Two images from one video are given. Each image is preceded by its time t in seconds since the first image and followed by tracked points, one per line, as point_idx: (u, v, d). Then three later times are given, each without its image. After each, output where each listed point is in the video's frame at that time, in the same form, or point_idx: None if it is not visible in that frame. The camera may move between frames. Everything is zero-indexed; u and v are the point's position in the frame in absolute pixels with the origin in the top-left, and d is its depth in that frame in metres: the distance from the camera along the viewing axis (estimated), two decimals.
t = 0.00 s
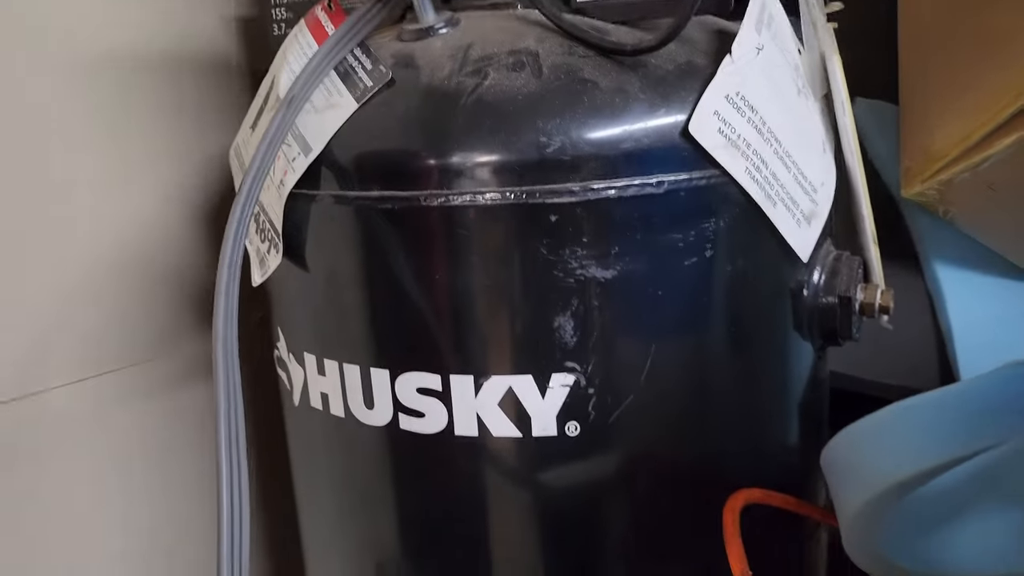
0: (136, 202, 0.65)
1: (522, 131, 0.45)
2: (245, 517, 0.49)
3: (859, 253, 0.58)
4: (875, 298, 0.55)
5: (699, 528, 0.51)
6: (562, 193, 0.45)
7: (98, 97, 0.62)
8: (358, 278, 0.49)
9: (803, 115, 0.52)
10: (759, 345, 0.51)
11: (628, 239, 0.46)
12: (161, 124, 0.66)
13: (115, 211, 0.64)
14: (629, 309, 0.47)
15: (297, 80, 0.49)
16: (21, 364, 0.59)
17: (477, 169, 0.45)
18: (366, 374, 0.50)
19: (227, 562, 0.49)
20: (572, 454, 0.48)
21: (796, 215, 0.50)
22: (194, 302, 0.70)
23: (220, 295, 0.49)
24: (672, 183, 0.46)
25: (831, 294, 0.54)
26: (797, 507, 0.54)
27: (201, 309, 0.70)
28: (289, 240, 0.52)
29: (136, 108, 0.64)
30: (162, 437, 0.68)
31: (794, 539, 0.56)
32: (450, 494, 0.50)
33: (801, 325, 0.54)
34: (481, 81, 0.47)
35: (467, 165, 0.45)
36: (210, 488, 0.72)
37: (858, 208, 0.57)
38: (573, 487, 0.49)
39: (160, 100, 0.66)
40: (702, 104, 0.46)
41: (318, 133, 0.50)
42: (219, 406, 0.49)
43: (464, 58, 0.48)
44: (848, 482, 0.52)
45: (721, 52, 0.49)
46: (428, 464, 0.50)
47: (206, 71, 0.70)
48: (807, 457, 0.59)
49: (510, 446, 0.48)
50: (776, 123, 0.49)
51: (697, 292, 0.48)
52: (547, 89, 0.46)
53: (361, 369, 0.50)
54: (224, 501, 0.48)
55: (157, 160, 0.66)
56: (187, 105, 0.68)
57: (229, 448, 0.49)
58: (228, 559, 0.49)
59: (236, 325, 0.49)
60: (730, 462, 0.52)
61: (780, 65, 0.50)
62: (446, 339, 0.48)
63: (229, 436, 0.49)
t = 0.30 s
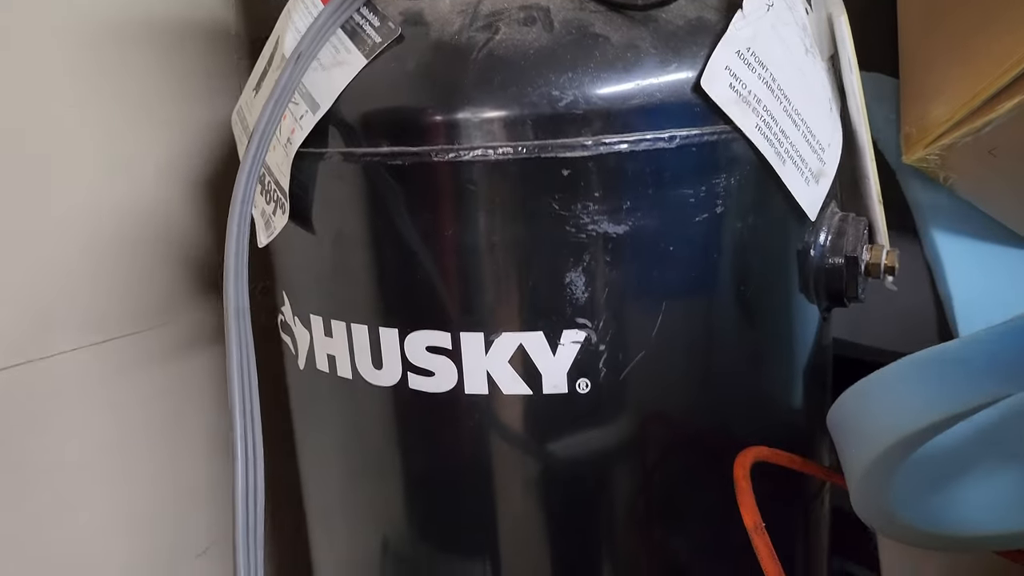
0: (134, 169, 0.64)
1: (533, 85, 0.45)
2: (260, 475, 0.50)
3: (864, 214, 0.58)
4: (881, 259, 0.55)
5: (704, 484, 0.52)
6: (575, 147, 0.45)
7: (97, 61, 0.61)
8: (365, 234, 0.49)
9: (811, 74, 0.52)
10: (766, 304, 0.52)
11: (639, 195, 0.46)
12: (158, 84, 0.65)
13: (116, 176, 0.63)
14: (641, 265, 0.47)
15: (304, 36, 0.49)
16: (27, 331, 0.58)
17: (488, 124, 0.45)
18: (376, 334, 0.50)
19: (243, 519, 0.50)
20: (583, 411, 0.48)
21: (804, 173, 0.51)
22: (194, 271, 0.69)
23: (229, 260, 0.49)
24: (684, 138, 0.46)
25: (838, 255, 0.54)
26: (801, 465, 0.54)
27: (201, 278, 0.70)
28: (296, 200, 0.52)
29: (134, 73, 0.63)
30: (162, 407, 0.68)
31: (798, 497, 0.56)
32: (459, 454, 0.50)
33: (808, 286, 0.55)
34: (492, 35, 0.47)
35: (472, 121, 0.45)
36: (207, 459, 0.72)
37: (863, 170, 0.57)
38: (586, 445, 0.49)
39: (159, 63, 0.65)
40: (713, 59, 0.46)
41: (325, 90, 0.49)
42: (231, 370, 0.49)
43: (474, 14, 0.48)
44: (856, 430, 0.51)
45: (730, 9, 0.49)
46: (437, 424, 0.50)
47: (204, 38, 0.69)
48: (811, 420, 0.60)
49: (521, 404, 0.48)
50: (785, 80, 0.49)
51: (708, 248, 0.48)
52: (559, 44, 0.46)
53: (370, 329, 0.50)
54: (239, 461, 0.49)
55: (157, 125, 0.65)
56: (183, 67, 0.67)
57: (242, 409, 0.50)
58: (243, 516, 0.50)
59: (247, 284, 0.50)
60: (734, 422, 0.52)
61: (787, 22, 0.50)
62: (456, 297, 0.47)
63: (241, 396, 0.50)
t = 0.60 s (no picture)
0: (128, 149, 0.63)
1: (539, 53, 0.44)
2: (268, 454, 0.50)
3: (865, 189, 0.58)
4: (882, 233, 0.55)
5: (707, 457, 0.52)
6: (580, 116, 0.44)
7: (89, 38, 0.60)
8: (368, 206, 0.49)
9: (813, 46, 0.51)
10: (769, 277, 0.51)
11: (644, 164, 0.45)
12: (154, 62, 0.64)
13: (110, 153, 0.62)
14: (646, 235, 0.46)
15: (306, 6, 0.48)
16: (20, 308, 0.57)
17: (491, 93, 0.44)
18: (378, 308, 0.49)
19: (251, 499, 0.50)
20: (588, 384, 0.48)
21: (807, 145, 0.50)
22: (193, 252, 0.69)
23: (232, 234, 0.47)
24: (689, 107, 0.46)
25: (839, 229, 0.54)
26: (804, 438, 0.54)
27: (199, 259, 0.69)
28: (297, 174, 0.51)
29: (128, 52, 0.63)
30: (160, 388, 0.67)
31: (800, 472, 0.56)
32: (465, 429, 0.50)
33: (810, 260, 0.55)
34: (497, 3, 0.46)
35: (476, 90, 0.44)
36: (204, 443, 0.72)
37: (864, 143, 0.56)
38: (590, 418, 0.48)
39: (155, 39, 0.64)
40: (718, 28, 0.46)
41: (327, 61, 0.49)
42: (238, 342, 0.49)
43: None
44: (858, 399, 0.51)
45: None
46: (443, 399, 0.50)
47: (199, 16, 0.68)
48: (813, 397, 0.60)
49: (527, 378, 0.48)
50: (788, 50, 0.49)
51: (712, 219, 0.48)
52: (564, 12, 0.45)
53: (373, 303, 0.50)
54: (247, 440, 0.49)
55: (153, 102, 0.65)
56: (180, 44, 0.66)
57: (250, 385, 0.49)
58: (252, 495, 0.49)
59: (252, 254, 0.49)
60: (737, 397, 0.52)
61: None
62: (461, 269, 0.47)
63: (247, 373, 0.49)
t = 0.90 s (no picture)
0: (119, 169, 0.63)
1: (535, 78, 0.44)
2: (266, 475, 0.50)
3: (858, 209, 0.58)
4: (875, 252, 0.56)
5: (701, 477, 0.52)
6: (576, 140, 0.44)
7: (79, 60, 0.60)
8: (365, 228, 0.49)
9: (807, 68, 0.52)
10: (763, 298, 0.52)
11: (640, 188, 0.46)
12: (149, 80, 0.65)
13: (102, 172, 0.62)
14: (641, 259, 0.47)
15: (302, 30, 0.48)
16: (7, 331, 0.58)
17: (485, 117, 0.45)
18: (375, 331, 0.50)
19: (249, 521, 0.49)
20: (584, 406, 0.48)
21: (800, 166, 0.51)
22: (186, 269, 0.69)
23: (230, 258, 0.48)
24: (684, 131, 0.46)
25: (832, 249, 0.55)
26: (798, 458, 0.54)
27: (192, 276, 0.69)
28: (293, 196, 0.51)
29: (120, 72, 0.63)
30: (155, 405, 0.67)
31: (795, 490, 0.57)
32: (461, 452, 0.50)
33: (803, 280, 0.55)
34: (493, 27, 0.46)
35: (471, 114, 0.45)
36: (200, 461, 0.72)
37: (857, 164, 0.57)
38: (586, 441, 0.49)
39: (150, 57, 0.65)
40: (713, 51, 0.46)
41: (323, 84, 0.49)
42: (236, 367, 0.48)
43: (474, 7, 0.48)
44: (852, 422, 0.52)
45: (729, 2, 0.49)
46: (439, 421, 0.50)
47: (194, 34, 0.68)
48: (807, 414, 0.60)
49: (521, 400, 0.48)
50: (782, 73, 0.49)
51: (706, 241, 0.48)
52: (560, 36, 0.45)
53: (369, 326, 0.50)
54: (244, 461, 0.49)
55: (147, 120, 0.65)
56: (176, 61, 0.66)
57: (248, 411, 0.49)
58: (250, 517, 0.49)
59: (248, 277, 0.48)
60: (732, 418, 0.52)
61: (784, 16, 0.50)
62: (458, 293, 0.47)
63: (244, 396, 0.49)
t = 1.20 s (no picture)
0: (112, 207, 0.64)
1: (521, 127, 0.45)
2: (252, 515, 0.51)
3: (843, 246, 0.59)
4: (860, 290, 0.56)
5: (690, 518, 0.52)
6: (562, 189, 0.45)
7: (74, 100, 0.61)
8: (354, 273, 0.49)
9: (792, 111, 0.52)
10: (750, 339, 0.52)
11: (626, 235, 0.46)
12: (142, 115, 0.65)
13: (97, 209, 0.63)
14: (628, 305, 0.47)
15: (290, 77, 0.49)
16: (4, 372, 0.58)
17: (472, 166, 0.45)
18: (365, 375, 0.50)
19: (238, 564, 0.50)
20: (572, 450, 0.48)
21: (786, 208, 0.51)
22: (180, 302, 0.69)
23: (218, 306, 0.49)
24: (669, 178, 0.46)
25: (818, 287, 0.55)
26: (785, 496, 0.55)
27: (186, 310, 0.70)
28: (282, 240, 0.52)
29: (112, 110, 0.63)
30: (150, 439, 0.68)
31: (783, 527, 0.57)
32: (451, 495, 0.50)
33: (789, 318, 0.55)
34: (479, 76, 0.47)
35: (459, 162, 0.45)
36: (194, 494, 0.72)
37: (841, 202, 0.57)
38: (574, 485, 0.49)
39: (143, 93, 0.65)
40: (698, 98, 0.47)
41: (311, 131, 0.49)
42: (222, 413, 0.50)
43: (460, 54, 0.48)
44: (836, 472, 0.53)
45: (713, 48, 0.50)
46: (430, 464, 0.50)
47: (185, 69, 0.68)
48: (795, 450, 0.60)
49: (510, 445, 0.48)
50: (767, 117, 0.50)
51: (693, 285, 0.48)
52: (546, 85, 0.46)
53: (359, 370, 0.50)
54: (230, 502, 0.50)
55: (141, 156, 0.65)
56: (168, 96, 0.67)
57: (233, 453, 0.50)
58: (238, 562, 0.51)
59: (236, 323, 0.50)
60: (719, 460, 0.52)
61: (768, 60, 0.51)
62: (446, 339, 0.47)
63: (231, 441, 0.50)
